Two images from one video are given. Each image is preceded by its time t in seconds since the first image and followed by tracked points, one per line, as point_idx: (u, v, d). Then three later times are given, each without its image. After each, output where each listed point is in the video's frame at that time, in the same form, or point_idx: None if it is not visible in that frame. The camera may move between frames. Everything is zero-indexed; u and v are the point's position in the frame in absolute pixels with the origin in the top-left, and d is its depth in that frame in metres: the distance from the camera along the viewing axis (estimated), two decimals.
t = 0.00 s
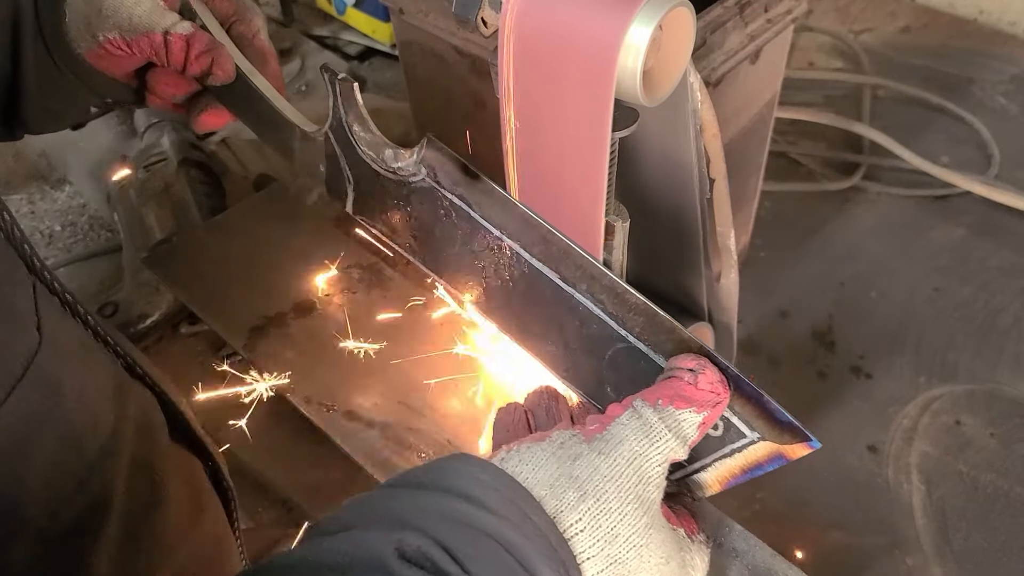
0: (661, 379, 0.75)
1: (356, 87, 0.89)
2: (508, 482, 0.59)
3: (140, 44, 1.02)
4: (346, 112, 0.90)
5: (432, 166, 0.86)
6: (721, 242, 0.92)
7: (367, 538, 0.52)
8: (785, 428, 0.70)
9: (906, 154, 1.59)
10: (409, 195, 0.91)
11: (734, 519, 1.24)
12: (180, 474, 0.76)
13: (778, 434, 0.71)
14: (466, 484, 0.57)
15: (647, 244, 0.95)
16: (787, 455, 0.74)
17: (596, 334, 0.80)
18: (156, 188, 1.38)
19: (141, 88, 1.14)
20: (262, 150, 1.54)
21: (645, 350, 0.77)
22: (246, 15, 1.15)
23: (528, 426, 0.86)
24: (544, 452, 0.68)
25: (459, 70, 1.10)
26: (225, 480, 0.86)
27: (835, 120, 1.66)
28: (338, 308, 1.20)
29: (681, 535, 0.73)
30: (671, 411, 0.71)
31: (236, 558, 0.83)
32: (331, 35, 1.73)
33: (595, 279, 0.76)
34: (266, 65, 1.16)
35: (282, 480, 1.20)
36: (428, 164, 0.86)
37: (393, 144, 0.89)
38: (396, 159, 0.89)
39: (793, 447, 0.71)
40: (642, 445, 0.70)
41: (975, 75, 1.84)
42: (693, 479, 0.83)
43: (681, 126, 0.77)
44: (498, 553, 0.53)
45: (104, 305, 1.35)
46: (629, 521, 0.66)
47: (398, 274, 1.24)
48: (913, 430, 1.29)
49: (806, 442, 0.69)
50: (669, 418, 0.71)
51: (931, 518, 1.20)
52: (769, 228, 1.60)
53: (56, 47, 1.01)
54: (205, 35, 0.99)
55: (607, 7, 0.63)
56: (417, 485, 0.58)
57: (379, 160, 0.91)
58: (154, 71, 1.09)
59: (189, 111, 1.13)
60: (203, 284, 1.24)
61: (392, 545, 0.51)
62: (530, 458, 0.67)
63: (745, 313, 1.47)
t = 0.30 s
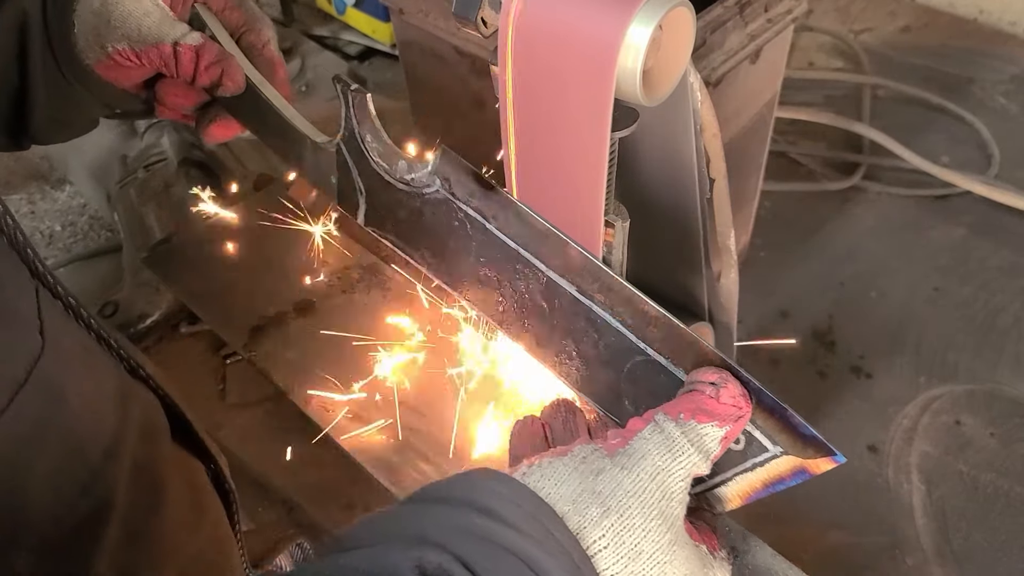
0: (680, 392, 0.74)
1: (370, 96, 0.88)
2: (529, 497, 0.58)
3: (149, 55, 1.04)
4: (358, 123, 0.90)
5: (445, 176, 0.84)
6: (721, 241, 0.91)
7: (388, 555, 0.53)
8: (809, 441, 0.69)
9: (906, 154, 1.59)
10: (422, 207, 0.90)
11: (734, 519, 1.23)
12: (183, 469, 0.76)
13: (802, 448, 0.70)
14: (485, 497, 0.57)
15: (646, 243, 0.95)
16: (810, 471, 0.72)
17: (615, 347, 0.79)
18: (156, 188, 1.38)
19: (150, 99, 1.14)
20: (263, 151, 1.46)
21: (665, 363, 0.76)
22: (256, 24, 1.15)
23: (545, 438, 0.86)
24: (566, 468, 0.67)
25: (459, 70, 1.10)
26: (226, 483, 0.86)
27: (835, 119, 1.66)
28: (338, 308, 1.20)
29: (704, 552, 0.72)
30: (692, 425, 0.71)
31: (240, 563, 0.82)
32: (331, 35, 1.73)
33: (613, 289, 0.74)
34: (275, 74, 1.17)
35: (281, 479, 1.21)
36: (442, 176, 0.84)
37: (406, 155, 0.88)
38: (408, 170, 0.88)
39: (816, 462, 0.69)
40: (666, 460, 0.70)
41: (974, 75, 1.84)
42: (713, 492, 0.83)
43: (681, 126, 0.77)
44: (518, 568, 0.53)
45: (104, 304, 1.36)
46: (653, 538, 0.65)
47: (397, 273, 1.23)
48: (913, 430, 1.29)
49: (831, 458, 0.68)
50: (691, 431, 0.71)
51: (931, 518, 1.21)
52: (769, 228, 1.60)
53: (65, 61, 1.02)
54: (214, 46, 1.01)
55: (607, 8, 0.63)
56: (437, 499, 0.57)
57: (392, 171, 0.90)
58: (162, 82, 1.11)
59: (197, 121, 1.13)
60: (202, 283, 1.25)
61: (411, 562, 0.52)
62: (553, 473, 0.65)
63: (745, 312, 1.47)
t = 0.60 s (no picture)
0: (702, 407, 0.73)
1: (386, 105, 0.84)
2: (552, 516, 0.58)
3: (162, 62, 1.03)
4: (373, 132, 0.85)
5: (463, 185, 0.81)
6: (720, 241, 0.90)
7: None
8: (835, 458, 0.68)
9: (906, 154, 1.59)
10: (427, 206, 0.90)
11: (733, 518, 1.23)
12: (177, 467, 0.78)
13: (827, 465, 0.69)
14: (511, 519, 0.55)
15: (646, 243, 0.95)
16: (833, 487, 0.72)
17: (634, 359, 0.78)
18: (156, 187, 1.39)
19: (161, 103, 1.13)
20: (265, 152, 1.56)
21: (685, 376, 0.75)
22: (270, 30, 1.14)
23: (564, 450, 0.88)
24: (588, 485, 0.65)
25: (460, 69, 1.10)
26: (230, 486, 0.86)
27: (835, 118, 1.66)
28: (337, 308, 1.19)
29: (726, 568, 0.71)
30: (715, 440, 0.69)
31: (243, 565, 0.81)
32: (331, 35, 1.73)
33: (634, 302, 0.74)
34: (288, 81, 1.17)
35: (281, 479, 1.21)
36: (460, 186, 0.82)
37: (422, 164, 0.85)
38: (425, 179, 0.85)
39: (841, 479, 0.69)
40: (689, 476, 0.67)
41: (974, 74, 1.84)
42: (734, 507, 0.82)
43: (681, 126, 0.77)
44: None
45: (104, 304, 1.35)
46: (678, 557, 0.64)
47: (396, 273, 1.23)
48: (913, 430, 1.29)
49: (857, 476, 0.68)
50: (713, 447, 0.68)
51: (931, 518, 1.20)
52: (769, 227, 1.60)
53: (79, 68, 1.01)
54: (228, 53, 1.01)
55: (607, 8, 0.63)
56: (461, 517, 0.56)
57: (407, 180, 0.87)
58: (176, 87, 1.09)
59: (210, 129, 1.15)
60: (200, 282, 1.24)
61: None
62: (574, 491, 0.64)
63: (745, 312, 1.47)
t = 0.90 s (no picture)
0: (720, 419, 0.69)
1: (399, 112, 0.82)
2: (570, 534, 0.57)
3: (174, 67, 1.03)
4: (386, 138, 0.84)
5: (478, 197, 0.77)
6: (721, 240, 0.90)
7: None
8: (853, 471, 0.65)
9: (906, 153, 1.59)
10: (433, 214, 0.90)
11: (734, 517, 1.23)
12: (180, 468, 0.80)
13: (845, 478, 0.66)
14: (529, 535, 0.55)
15: (646, 244, 0.95)
16: (853, 501, 0.68)
17: (649, 371, 0.73)
18: (156, 186, 1.39)
19: (173, 109, 1.11)
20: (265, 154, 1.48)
21: (702, 388, 0.70)
22: (282, 36, 1.14)
23: (579, 460, 0.89)
24: (607, 501, 0.65)
25: (460, 69, 1.10)
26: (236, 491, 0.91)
27: (835, 118, 1.66)
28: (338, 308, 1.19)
29: None
30: (734, 454, 0.66)
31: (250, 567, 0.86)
32: (331, 34, 1.72)
33: (649, 312, 0.70)
34: (300, 87, 1.15)
35: (280, 479, 1.21)
36: (472, 194, 0.77)
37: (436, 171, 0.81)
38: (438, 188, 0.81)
39: (861, 493, 0.65)
40: (708, 491, 0.66)
41: (974, 74, 1.84)
42: (752, 520, 0.79)
43: (681, 125, 0.77)
44: None
45: (104, 303, 1.36)
46: (698, 572, 0.64)
47: (396, 273, 1.24)
48: (913, 429, 1.29)
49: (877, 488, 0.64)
50: (732, 461, 0.66)
51: (931, 517, 1.21)
52: (769, 227, 1.60)
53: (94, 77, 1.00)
54: (239, 58, 1.00)
55: (608, 8, 0.63)
56: (476, 534, 0.55)
57: (421, 188, 0.84)
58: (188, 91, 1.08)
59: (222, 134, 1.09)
60: (199, 281, 1.25)
61: None
62: (593, 507, 0.64)
63: (746, 311, 1.47)
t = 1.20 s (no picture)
0: (737, 431, 0.69)
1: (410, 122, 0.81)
2: (589, 548, 0.55)
3: (183, 77, 1.01)
4: (395, 146, 0.84)
5: (490, 206, 0.78)
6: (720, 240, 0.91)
7: None
8: (876, 483, 0.66)
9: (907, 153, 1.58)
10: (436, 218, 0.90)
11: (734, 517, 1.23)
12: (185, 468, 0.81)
13: (867, 490, 0.67)
14: (546, 547, 0.53)
15: (646, 244, 0.95)
16: (874, 514, 0.70)
17: (665, 380, 0.75)
18: (156, 185, 1.39)
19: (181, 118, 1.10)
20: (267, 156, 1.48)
21: (720, 400, 0.72)
22: (291, 46, 1.13)
23: (594, 470, 0.89)
24: (624, 513, 0.63)
25: (460, 69, 1.10)
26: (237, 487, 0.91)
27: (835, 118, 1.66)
28: (338, 307, 1.20)
29: None
30: (754, 466, 0.66)
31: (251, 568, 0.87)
32: (331, 33, 1.72)
33: (666, 322, 0.70)
34: (309, 97, 1.13)
35: (280, 478, 1.21)
36: (486, 204, 0.78)
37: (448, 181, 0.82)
38: (450, 198, 0.82)
39: (883, 505, 0.67)
40: (727, 505, 0.64)
41: (974, 73, 1.84)
42: (772, 532, 0.81)
43: (681, 126, 0.77)
44: None
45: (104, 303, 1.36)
46: None
47: (397, 273, 1.24)
48: (913, 429, 1.29)
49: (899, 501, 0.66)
50: (750, 473, 0.66)
51: (931, 517, 1.21)
52: (768, 227, 1.60)
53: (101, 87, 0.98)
54: (249, 69, 0.99)
55: (608, 8, 0.63)
56: (492, 547, 0.54)
57: (432, 198, 0.84)
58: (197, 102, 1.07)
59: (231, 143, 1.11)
60: (200, 280, 1.25)
61: None
62: (610, 519, 0.62)
63: (746, 311, 1.47)
